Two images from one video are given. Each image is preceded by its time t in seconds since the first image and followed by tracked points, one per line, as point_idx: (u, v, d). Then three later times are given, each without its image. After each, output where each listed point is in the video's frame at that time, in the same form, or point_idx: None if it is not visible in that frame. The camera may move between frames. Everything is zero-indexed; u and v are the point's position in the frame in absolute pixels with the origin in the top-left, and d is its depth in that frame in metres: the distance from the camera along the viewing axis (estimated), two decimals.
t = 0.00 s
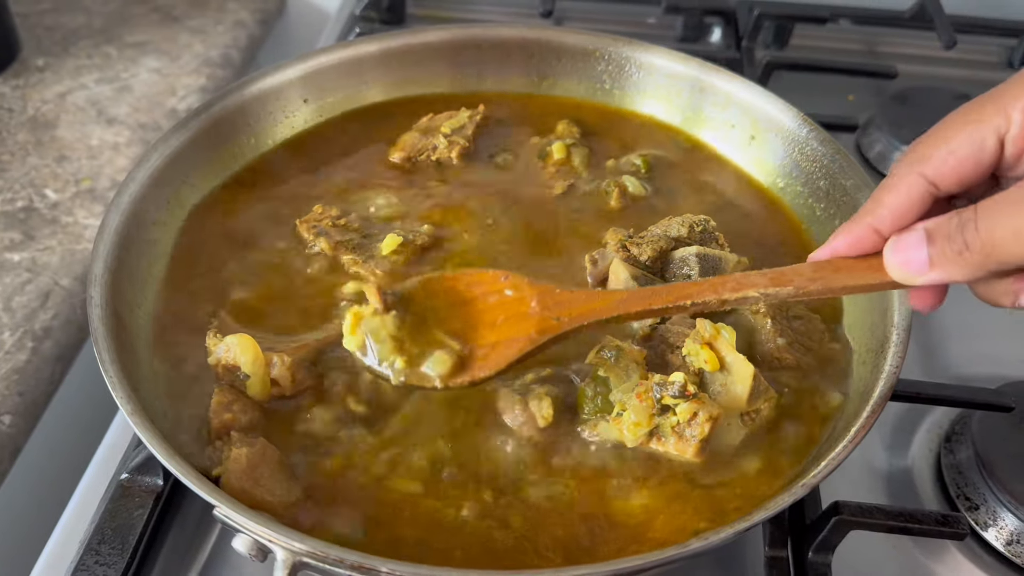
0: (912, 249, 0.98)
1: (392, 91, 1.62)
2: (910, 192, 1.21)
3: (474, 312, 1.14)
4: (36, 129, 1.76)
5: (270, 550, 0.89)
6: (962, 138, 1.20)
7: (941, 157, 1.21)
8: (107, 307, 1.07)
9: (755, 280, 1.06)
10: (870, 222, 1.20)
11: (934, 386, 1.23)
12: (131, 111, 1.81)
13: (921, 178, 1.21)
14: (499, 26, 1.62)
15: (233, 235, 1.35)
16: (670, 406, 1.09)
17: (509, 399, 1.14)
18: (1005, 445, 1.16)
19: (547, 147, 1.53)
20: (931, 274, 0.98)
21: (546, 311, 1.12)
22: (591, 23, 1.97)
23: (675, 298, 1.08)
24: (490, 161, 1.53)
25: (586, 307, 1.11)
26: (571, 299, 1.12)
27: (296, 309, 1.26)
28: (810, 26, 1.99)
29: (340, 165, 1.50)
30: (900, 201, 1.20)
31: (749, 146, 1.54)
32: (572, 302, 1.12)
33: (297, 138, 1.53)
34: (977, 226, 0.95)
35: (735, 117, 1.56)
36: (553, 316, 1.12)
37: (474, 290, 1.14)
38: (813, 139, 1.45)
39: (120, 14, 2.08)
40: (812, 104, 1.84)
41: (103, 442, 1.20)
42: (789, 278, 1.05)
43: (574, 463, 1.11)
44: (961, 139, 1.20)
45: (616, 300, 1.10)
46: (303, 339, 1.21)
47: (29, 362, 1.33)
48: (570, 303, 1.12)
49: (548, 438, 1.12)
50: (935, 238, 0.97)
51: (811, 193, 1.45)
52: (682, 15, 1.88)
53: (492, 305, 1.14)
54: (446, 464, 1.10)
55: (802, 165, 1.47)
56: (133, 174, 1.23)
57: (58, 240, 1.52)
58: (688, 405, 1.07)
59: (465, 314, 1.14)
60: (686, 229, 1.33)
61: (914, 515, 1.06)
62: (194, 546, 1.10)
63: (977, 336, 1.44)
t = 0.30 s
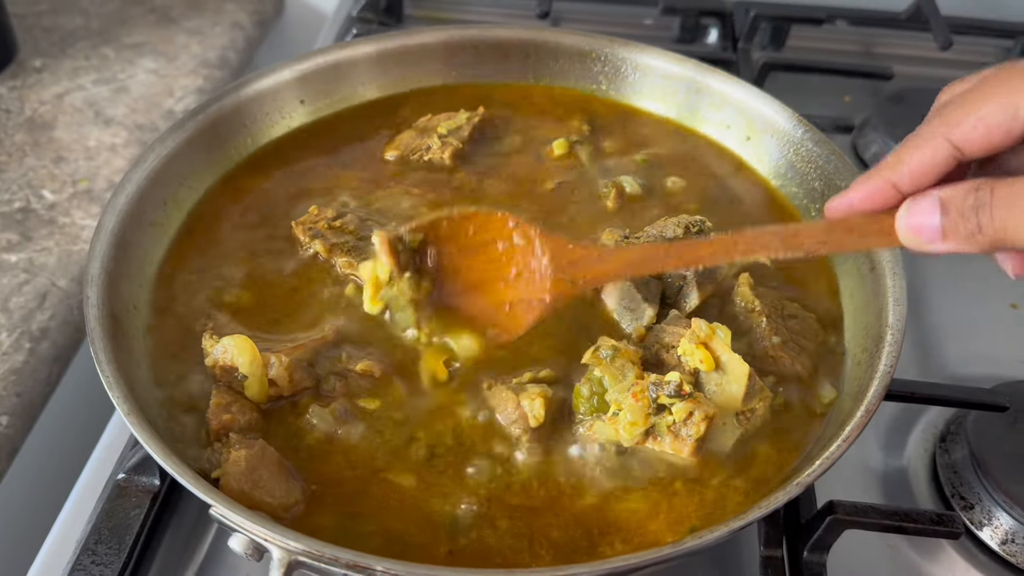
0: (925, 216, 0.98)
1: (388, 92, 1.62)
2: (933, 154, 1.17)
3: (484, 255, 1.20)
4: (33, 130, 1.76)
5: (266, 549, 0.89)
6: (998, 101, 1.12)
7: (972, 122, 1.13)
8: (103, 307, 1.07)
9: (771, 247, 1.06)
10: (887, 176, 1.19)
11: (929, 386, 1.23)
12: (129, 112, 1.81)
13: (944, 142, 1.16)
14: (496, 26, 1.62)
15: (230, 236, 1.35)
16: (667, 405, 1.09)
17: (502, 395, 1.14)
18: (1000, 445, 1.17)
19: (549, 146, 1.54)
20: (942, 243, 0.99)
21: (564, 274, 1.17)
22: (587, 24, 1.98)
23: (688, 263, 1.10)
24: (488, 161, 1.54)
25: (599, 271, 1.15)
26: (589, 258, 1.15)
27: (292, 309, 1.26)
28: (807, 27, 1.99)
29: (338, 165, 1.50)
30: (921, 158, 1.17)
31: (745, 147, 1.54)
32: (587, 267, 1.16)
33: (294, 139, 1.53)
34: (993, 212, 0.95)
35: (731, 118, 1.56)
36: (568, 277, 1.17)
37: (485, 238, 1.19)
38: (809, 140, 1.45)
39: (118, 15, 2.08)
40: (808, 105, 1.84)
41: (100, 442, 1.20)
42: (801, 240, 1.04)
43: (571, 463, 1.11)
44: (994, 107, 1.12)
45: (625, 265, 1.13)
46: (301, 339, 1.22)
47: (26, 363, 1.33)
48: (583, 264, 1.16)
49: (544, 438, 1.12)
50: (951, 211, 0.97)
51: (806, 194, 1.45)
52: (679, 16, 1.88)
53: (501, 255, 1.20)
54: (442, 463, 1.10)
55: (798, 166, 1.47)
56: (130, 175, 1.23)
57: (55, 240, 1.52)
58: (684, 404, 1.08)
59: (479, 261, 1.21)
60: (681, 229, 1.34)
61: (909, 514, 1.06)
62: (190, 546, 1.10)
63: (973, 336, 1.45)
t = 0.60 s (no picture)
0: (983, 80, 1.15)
1: (387, 94, 1.63)
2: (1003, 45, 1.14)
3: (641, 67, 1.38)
4: (32, 133, 1.77)
5: (266, 550, 0.90)
6: None
7: None
8: (103, 308, 1.08)
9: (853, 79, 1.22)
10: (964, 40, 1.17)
11: (926, 387, 1.24)
12: (127, 114, 1.81)
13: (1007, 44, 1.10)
14: (494, 29, 1.62)
15: (229, 237, 1.35)
16: (666, 406, 1.09)
17: (500, 398, 1.13)
18: (998, 445, 1.17)
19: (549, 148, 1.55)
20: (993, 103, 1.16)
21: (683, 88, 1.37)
22: (585, 26, 1.99)
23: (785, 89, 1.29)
24: (487, 161, 1.54)
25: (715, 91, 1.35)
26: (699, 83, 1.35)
27: (291, 310, 1.26)
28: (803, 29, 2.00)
29: (337, 166, 1.50)
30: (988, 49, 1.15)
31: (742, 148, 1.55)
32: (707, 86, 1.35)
33: (293, 140, 1.53)
34: None
35: (730, 121, 1.57)
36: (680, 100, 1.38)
37: (649, 78, 1.39)
38: (806, 142, 1.47)
39: (116, 17, 2.08)
40: (806, 107, 1.85)
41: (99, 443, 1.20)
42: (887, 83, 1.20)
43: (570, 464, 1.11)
44: None
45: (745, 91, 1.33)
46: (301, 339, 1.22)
47: (25, 365, 1.33)
48: (701, 83, 1.35)
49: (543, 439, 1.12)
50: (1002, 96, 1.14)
51: (803, 195, 1.46)
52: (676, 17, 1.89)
53: (654, 73, 1.38)
54: (442, 462, 1.10)
55: (794, 167, 1.48)
56: (129, 177, 1.23)
57: (54, 242, 1.52)
58: (683, 405, 1.07)
59: (654, 80, 1.39)
60: (680, 231, 1.34)
61: (906, 514, 1.06)
62: (190, 547, 1.10)
63: (970, 337, 1.45)
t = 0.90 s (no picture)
0: None
1: (383, 96, 1.63)
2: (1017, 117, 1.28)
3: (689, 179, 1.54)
4: (28, 135, 1.76)
5: (261, 554, 0.89)
6: None
7: None
8: (98, 312, 1.07)
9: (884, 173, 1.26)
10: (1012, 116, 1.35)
11: (922, 388, 1.24)
12: (123, 116, 1.81)
13: None
14: (490, 31, 1.62)
15: (225, 240, 1.35)
16: (662, 409, 1.09)
17: (496, 401, 1.13)
18: (994, 447, 1.17)
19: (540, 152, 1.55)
20: None
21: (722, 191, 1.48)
22: (581, 29, 1.99)
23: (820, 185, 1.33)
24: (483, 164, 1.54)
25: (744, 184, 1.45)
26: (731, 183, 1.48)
27: (287, 313, 1.26)
28: (799, 31, 2.00)
29: (333, 168, 1.50)
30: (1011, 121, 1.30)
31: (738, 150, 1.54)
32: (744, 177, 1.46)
33: (289, 143, 1.53)
34: None
35: (725, 123, 1.56)
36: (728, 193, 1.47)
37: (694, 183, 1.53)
38: (802, 144, 1.45)
39: (113, 19, 2.08)
40: (802, 108, 1.85)
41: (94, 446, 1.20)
42: (909, 175, 1.23)
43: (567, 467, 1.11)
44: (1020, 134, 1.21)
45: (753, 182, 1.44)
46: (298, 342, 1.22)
47: (20, 368, 1.33)
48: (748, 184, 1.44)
49: (539, 441, 1.12)
50: None
51: (799, 197, 1.46)
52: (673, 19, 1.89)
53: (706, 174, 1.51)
54: (438, 465, 1.10)
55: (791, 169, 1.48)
56: (124, 179, 1.23)
57: (50, 245, 1.52)
58: (679, 408, 1.08)
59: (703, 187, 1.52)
60: (675, 236, 1.35)
61: (902, 516, 1.06)
62: (186, 550, 1.10)
63: (967, 338, 1.46)
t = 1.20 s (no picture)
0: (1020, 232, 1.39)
1: (380, 97, 1.63)
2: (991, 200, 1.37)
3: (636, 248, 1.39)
4: (24, 137, 1.77)
5: (257, 555, 0.90)
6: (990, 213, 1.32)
7: (1013, 185, 1.28)
8: (94, 313, 1.08)
9: (848, 253, 1.19)
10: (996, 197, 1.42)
11: (916, 389, 1.25)
12: (120, 119, 1.81)
13: (1005, 184, 1.28)
14: (485, 34, 1.63)
15: (221, 242, 1.35)
16: (579, 437, 1.07)
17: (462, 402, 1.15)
18: (988, 447, 1.18)
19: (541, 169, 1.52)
20: None
21: (668, 259, 1.33)
22: (577, 31, 1.99)
23: (778, 259, 1.25)
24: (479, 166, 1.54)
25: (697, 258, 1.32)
26: (680, 254, 1.33)
27: (283, 314, 1.26)
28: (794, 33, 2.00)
29: (329, 169, 1.50)
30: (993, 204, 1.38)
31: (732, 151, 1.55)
32: (693, 253, 1.33)
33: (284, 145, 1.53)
34: None
35: (719, 124, 1.57)
36: (676, 262, 1.33)
37: (638, 252, 1.39)
38: (795, 146, 1.46)
39: (109, 22, 2.08)
40: (797, 110, 1.86)
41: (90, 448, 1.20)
42: (878, 252, 1.16)
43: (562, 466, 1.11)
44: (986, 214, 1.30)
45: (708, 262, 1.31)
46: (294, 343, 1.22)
47: (17, 370, 1.33)
48: (692, 253, 1.33)
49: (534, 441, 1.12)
50: None
51: (793, 198, 1.46)
52: (668, 21, 1.90)
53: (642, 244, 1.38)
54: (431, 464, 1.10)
55: (784, 171, 1.48)
56: (120, 182, 1.24)
57: (47, 247, 1.52)
58: (595, 437, 1.06)
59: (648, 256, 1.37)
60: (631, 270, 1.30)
61: (896, 516, 1.07)
62: (181, 551, 1.10)
63: (961, 338, 1.46)
